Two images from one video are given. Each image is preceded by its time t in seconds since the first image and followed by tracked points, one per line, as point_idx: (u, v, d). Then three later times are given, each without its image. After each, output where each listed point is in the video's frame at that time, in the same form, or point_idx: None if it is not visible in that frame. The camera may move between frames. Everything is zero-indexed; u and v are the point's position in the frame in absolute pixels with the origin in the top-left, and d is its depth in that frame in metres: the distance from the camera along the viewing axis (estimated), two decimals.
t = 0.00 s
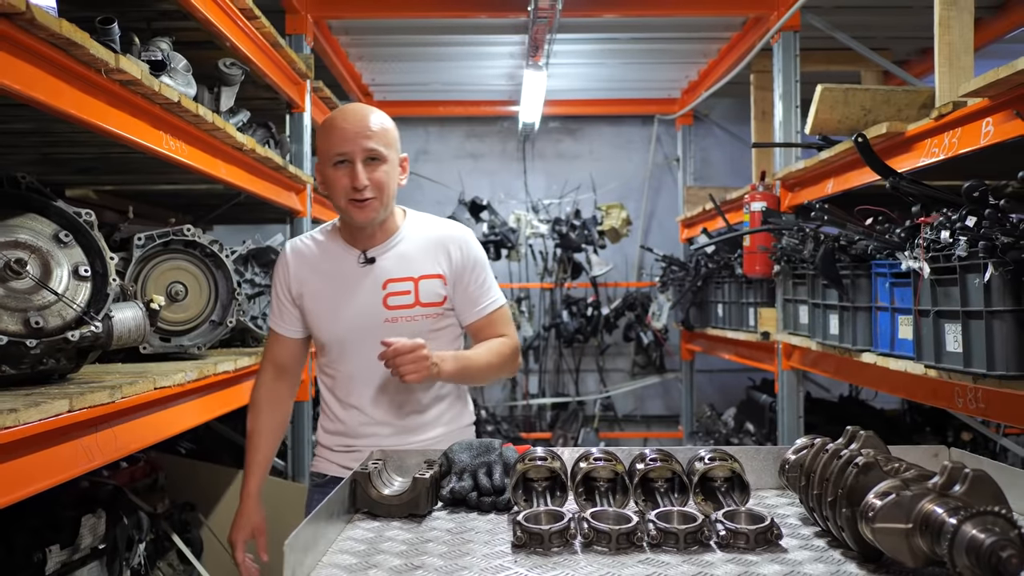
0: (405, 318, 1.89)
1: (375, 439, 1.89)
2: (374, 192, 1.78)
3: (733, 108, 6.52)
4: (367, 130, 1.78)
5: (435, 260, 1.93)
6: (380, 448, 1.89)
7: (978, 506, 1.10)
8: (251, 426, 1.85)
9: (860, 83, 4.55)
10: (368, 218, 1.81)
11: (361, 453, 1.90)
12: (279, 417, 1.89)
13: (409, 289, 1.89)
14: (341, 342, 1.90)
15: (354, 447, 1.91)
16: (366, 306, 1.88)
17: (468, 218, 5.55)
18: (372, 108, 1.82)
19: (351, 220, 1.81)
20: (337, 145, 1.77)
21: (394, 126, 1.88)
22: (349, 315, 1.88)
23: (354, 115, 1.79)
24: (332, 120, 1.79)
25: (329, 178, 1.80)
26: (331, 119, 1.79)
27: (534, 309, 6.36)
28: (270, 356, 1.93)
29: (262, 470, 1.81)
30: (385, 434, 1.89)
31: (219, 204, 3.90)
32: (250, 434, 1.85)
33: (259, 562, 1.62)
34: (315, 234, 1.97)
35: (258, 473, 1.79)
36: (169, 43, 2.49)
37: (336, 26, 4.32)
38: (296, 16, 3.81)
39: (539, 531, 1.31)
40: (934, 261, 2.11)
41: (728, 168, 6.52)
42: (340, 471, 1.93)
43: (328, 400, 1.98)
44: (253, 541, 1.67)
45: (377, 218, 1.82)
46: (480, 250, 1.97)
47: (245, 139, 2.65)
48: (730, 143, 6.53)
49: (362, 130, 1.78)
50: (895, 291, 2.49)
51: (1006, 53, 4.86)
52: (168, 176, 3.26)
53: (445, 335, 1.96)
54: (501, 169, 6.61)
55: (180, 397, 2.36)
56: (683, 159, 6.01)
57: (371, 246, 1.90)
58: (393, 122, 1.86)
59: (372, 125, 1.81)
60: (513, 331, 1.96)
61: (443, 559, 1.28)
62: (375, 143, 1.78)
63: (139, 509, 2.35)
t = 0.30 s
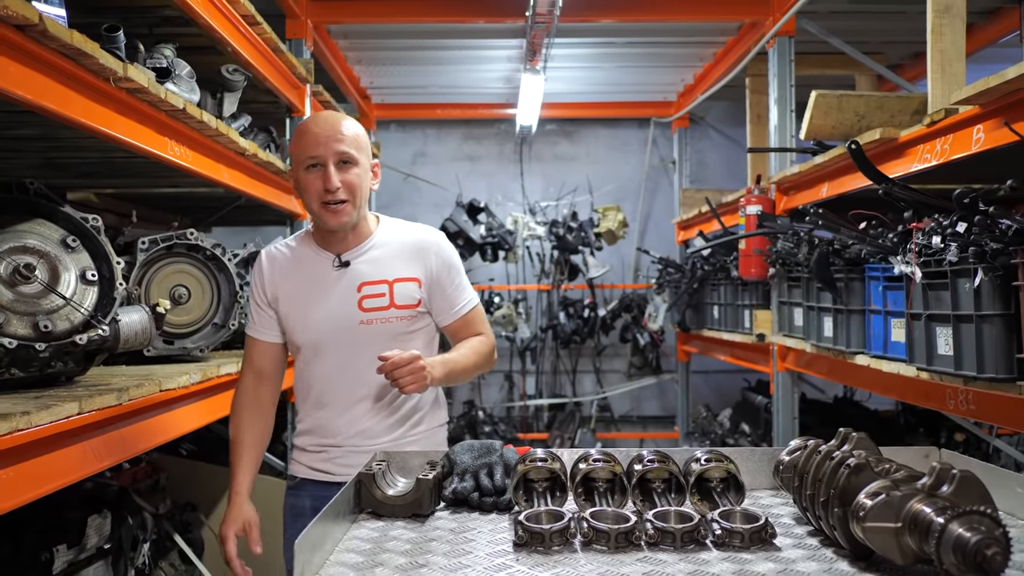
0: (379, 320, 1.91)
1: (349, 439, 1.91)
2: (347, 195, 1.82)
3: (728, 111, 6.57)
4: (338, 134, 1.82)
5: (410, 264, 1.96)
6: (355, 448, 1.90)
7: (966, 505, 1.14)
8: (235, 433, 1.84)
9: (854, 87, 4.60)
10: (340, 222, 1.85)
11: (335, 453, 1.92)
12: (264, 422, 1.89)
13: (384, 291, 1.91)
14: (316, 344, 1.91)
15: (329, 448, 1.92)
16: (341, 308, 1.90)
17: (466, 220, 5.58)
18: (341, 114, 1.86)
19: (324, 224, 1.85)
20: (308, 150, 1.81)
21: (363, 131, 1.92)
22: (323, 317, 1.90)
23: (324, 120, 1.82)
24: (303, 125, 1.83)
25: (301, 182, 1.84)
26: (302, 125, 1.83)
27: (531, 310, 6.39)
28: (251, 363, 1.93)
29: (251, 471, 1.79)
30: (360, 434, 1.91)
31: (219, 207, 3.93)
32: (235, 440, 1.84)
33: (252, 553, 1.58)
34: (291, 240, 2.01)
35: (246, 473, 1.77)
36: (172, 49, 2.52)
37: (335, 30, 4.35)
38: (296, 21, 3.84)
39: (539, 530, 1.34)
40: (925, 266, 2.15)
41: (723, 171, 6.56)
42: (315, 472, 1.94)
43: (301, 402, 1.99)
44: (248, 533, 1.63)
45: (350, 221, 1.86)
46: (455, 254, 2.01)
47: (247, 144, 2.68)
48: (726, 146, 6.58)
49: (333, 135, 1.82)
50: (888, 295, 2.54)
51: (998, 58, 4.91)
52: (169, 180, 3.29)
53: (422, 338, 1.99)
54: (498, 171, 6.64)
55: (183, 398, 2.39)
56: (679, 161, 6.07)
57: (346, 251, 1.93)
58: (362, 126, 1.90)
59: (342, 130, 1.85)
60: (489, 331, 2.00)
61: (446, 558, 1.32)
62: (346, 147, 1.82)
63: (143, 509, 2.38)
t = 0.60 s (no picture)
0: (354, 322, 1.82)
1: (317, 441, 1.82)
2: (334, 189, 1.76)
3: (728, 110, 6.61)
4: (331, 129, 1.77)
5: (391, 267, 1.86)
6: (322, 450, 1.82)
7: (943, 490, 1.18)
8: (229, 412, 1.81)
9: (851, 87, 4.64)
10: (326, 217, 1.77)
11: (303, 454, 1.83)
12: (254, 411, 1.84)
13: (360, 293, 1.82)
14: (290, 341, 1.83)
15: (297, 448, 1.84)
16: (315, 306, 1.82)
17: (467, 219, 5.64)
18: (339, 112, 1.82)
19: (309, 219, 1.77)
20: (299, 143, 1.77)
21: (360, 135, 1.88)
22: (297, 315, 1.82)
23: (319, 116, 1.79)
24: (299, 120, 1.79)
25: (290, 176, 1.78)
26: (296, 120, 1.80)
27: (533, 308, 6.44)
28: (239, 351, 1.87)
29: (243, 452, 1.74)
30: (328, 437, 1.82)
31: (223, 206, 3.98)
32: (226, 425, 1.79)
33: (252, 518, 1.54)
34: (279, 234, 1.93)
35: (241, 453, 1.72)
36: (177, 51, 2.56)
37: (338, 31, 4.40)
38: (299, 23, 3.89)
39: (534, 516, 1.39)
40: (916, 262, 2.19)
41: (724, 170, 6.60)
42: (286, 472, 1.86)
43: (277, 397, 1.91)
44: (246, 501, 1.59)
45: (337, 217, 1.79)
46: (441, 259, 1.91)
47: (251, 144, 2.73)
48: (726, 145, 6.63)
49: (325, 129, 1.77)
50: (881, 291, 2.58)
51: (995, 57, 4.95)
52: (174, 180, 3.34)
53: (399, 342, 1.88)
54: (499, 171, 6.68)
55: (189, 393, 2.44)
56: (678, 161, 6.12)
57: (328, 248, 1.85)
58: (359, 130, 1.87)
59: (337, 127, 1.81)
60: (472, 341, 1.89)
61: (444, 542, 1.37)
62: (338, 142, 1.77)
63: (149, 502, 2.43)
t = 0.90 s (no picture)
0: (344, 329, 1.69)
1: (296, 449, 1.68)
2: (346, 198, 1.64)
3: (731, 111, 6.67)
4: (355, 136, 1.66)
5: (389, 275, 1.74)
6: (301, 458, 1.67)
7: (926, 476, 1.25)
8: (208, 407, 1.69)
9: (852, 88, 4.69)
10: (332, 225, 1.65)
11: (279, 461, 1.69)
12: (236, 405, 1.73)
13: (354, 299, 1.70)
14: (278, 340, 1.69)
15: (273, 453, 1.69)
16: (304, 306, 1.68)
17: (472, 219, 5.71)
18: (365, 120, 1.70)
19: (314, 222, 1.66)
20: (318, 145, 1.64)
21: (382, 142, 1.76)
22: (285, 314, 1.68)
23: (343, 119, 1.67)
24: (321, 119, 1.67)
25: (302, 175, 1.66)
26: (318, 118, 1.67)
27: (537, 308, 6.49)
28: (220, 343, 1.74)
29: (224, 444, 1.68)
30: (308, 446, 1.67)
31: (232, 207, 4.04)
32: (207, 420, 1.69)
33: (230, 521, 1.54)
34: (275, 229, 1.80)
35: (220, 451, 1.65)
36: (189, 55, 2.62)
37: (345, 34, 4.47)
38: (307, 26, 3.96)
39: (537, 503, 1.45)
40: (909, 261, 2.24)
41: (726, 170, 6.66)
42: (261, 477, 1.71)
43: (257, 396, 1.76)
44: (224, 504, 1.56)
45: (343, 226, 1.67)
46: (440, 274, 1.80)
47: (261, 146, 2.80)
48: (728, 146, 6.68)
49: (348, 135, 1.65)
50: (878, 289, 2.63)
51: (994, 58, 5.00)
52: (184, 180, 3.40)
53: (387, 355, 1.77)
54: (503, 171, 6.75)
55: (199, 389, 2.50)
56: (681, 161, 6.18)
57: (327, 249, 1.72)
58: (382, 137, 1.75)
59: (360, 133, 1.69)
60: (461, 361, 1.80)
61: (450, 528, 1.43)
62: (359, 153, 1.65)
63: (163, 494, 2.50)
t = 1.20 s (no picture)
0: (359, 329, 1.71)
1: (308, 447, 1.68)
2: (366, 198, 1.66)
3: (735, 113, 6.72)
4: (379, 136, 1.68)
5: (403, 277, 1.77)
6: (314, 457, 1.68)
7: (918, 473, 1.31)
8: (201, 403, 1.67)
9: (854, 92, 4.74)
10: (350, 223, 1.67)
11: (289, 459, 1.68)
12: (229, 400, 1.70)
13: (370, 300, 1.72)
14: (290, 338, 1.69)
15: (281, 452, 1.69)
16: (321, 305, 1.69)
17: (479, 221, 5.77)
18: (391, 120, 1.72)
19: (333, 220, 1.68)
20: (342, 143, 1.66)
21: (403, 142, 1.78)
22: (301, 312, 1.68)
23: (368, 118, 1.68)
24: (349, 116, 1.68)
25: (324, 172, 1.68)
26: (344, 116, 1.68)
27: (543, 309, 6.55)
28: (216, 339, 1.72)
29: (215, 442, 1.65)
30: (322, 443, 1.69)
31: (243, 210, 4.10)
32: (200, 417, 1.66)
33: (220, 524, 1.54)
34: (282, 223, 1.78)
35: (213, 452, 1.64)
36: (205, 64, 2.69)
37: (354, 40, 4.53)
38: (318, 33, 4.03)
39: (545, 499, 1.51)
40: (907, 264, 2.30)
41: (730, 172, 6.71)
42: (265, 475, 1.70)
43: (259, 392, 1.75)
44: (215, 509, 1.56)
45: (362, 225, 1.69)
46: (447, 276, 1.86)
47: (274, 151, 2.86)
48: (732, 148, 6.74)
49: (372, 135, 1.67)
50: (877, 291, 2.69)
51: (995, 62, 5.05)
52: (197, 185, 3.47)
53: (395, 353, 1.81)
54: (509, 173, 6.81)
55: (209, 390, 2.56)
56: (686, 163, 6.25)
57: (342, 249, 1.74)
58: (404, 138, 1.76)
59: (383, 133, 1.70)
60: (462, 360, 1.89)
61: (462, 522, 1.50)
62: (384, 154, 1.67)
63: (181, 492, 2.61)
